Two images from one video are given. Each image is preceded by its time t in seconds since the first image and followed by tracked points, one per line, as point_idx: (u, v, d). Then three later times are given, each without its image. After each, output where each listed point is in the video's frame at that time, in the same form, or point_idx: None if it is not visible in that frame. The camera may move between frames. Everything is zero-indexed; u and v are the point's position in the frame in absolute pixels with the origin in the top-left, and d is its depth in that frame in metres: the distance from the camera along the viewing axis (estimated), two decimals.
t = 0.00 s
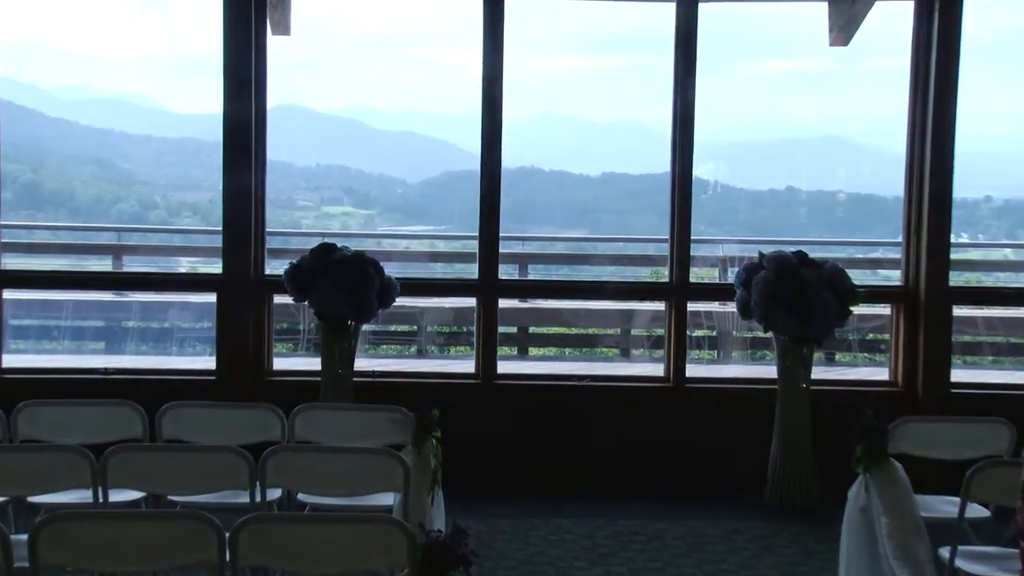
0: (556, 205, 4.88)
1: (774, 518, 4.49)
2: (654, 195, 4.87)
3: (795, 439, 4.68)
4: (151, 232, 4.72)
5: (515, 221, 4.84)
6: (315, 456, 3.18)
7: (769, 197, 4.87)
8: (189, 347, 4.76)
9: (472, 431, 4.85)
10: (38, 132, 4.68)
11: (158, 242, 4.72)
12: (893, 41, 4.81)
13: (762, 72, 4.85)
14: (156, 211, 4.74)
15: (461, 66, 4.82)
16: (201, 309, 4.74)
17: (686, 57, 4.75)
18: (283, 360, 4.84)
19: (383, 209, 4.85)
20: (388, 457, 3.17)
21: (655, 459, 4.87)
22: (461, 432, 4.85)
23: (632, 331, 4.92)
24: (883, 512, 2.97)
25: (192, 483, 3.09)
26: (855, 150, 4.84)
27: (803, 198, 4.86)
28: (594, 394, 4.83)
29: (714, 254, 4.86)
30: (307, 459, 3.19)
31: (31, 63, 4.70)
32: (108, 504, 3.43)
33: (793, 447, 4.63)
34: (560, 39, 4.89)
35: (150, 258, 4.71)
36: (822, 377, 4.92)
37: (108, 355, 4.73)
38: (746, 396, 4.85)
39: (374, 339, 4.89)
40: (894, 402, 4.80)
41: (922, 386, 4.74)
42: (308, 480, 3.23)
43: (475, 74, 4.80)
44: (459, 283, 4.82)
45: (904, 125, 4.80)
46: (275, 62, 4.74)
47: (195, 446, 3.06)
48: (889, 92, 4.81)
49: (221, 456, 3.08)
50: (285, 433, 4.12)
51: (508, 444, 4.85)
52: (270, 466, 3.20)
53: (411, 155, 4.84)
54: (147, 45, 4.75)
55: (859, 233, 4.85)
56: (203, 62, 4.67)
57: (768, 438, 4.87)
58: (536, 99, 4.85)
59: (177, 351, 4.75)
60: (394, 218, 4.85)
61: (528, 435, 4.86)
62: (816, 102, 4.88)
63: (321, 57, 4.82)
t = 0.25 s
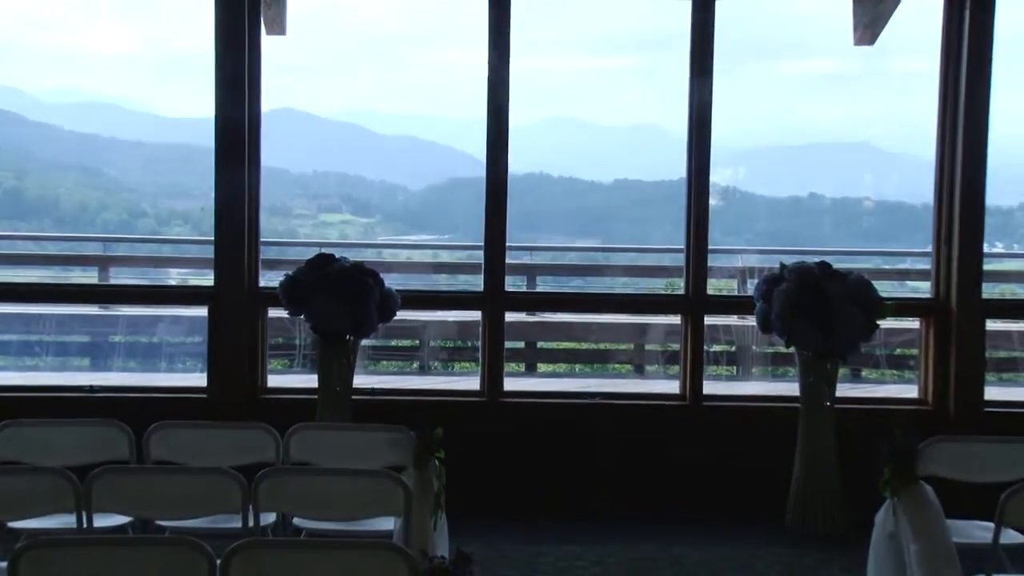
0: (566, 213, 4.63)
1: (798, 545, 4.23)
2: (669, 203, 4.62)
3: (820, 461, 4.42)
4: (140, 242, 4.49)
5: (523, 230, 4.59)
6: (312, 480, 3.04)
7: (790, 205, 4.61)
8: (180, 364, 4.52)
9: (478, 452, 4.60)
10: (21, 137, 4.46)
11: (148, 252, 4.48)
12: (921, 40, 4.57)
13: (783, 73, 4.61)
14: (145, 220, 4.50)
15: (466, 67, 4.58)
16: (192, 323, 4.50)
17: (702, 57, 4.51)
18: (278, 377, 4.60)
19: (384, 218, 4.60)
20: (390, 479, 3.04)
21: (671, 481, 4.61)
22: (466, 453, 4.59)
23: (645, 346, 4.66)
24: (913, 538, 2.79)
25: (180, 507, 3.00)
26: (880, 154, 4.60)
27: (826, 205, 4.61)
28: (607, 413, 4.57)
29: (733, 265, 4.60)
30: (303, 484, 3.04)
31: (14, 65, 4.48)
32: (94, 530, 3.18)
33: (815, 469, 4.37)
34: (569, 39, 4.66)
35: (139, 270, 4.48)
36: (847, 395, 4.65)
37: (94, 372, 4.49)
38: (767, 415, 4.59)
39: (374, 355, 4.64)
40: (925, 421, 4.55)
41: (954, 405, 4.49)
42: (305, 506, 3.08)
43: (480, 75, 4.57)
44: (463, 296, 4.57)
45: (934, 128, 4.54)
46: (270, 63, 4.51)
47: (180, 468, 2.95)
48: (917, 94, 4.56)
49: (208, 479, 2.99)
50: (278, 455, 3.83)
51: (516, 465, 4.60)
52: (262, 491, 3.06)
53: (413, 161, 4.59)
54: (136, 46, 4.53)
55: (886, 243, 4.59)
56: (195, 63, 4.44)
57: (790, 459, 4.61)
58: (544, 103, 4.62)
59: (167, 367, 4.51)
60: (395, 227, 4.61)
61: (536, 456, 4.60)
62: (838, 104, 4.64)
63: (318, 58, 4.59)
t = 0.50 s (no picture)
0: (573, 217, 4.39)
1: (820, 569, 3.97)
2: (681, 207, 4.38)
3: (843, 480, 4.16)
4: (123, 248, 4.26)
5: (527, 235, 4.35)
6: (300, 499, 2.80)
7: (809, 208, 4.38)
8: (164, 377, 4.27)
9: (479, 470, 4.35)
10: None
11: (129, 259, 4.25)
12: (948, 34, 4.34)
13: (799, 73, 4.42)
14: (128, 226, 4.29)
15: (468, 63, 4.35)
16: (176, 334, 4.25)
17: (717, 52, 4.28)
18: (268, 391, 4.34)
19: (380, 222, 4.37)
20: (384, 495, 2.80)
21: (683, 502, 4.35)
22: (467, 471, 4.34)
23: (656, 358, 4.41)
24: (939, 560, 2.79)
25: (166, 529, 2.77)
26: (903, 155, 4.37)
27: (847, 209, 4.38)
28: (615, 429, 4.32)
29: (749, 272, 4.36)
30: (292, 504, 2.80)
31: None
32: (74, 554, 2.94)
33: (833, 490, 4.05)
34: (577, 34, 4.43)
35: (121, 277, 4.23)
36: (870, 410, 4.40)
37: (74, 385, 4.26)
38: (785, 431, 4.34)
39: (370, 367, 4.40)
40: (952, 437, 4.30)
41: (983, 420, 4.24)
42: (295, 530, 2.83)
43: (483, 72, 4.33)
44: (464, 305, 4.32)
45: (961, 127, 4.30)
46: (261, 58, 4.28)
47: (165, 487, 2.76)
48: (943, 91, 4.34)
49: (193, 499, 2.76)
50: (269, 474, 3.53)
51: (519, 484, 4.35)
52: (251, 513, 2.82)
53: (412, 163, 4.36)
54: (119, 42, 4.31)
55: (910, 248, 4.36)
56: (181, 59, 4.22)
57: (810, 478, 4.35)
58: (550, 100, 4.38)
59: (151, 380, 4.27)
60: (392, 232, 4.37)
61: (541, 475, 4.35)
62: (859, 102, 4.44)
63: (313, 53, 4.37)
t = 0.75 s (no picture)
0: (578, 221, 4.17)
1: None
2: (692, 211, 4.13)
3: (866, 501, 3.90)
4: (101, 253, 4.05)
5: (530, 240, 4.12)
6: (286, 519, 2.56)
7: (828, 212, 4.15)
8: (145, 391, 4.04)
9: (479, 488, 4.11)
10: None
11: (109, 265, 4.03)
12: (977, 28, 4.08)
13: (817, 69, 4.19)
14: (106, 229, 4.07)
15: (465, 58, 4.11)
16: (159, 344, 4.02)
17: (730, 44, 4.03)
18: (255, 405, 4.10)
19: (374, 226, 4.14)
20: (375, 514, 2.55)
21: (695, 522, 4.10)
22: (466, 490, 4.11)
23: (667, 370, 4.17)
24: None
25: (147, 552, 2.54)
26: (927, 155, 4.14)
27: (868, 212, 4.15)
28: (623, 445, 4.09)
29: (764, 278, 4.11)
30: (277, 525, 2.56)
31: None
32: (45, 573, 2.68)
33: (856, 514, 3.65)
34: (582, 28, 4.20)
35: (101, 285, 4.02)
36: (893, 424, 4.16)
37: (50, 399, 4.03)
38: (803, 448, 4.08)
39: (364, 379, 4.16)
40: (980, 454, 4.05)
41: (1014, 436, 4.00)
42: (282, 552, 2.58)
43: (482, 68, 4.10)
44: (463, 313, 4.08)
45: (989, 125, 4.07)
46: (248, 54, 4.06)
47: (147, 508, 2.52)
48: (969, 90, 4.10)
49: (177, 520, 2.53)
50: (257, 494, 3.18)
51: (521, 503, 4.11)
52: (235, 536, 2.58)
53: (408, 163, 4.13)
54: (99, 38, 4.11)
55: (934, 254, 4.12)
56: (163, 55, 4.00)
57: (829, 497, 4.10)
58: (554, 98, 4.15)
59: (132, 393, 4.05)
60: (387, 236, 4.15)
61: (545, 494, 4.11)
62: (879, 101, 4.19)
63: (303, 48, 4.15)
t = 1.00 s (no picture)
0: (585, 216, 3.94)
1: None
2: (705, 205, 3.90)
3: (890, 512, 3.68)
4: (80, 249, 3.84)
5: (533, 235, 3.89)
6: (273, 530, 2.33)
7: (850, 206, 3.91)
8: (127, 395, 3.83)
9: (480, 498, 3.88)
10: None
11: (88, 262, 3.83)
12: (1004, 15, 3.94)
13: (838, 55, 3.97)
14: (85, 224, 3.86)
15: (466, 42, 3.88)
16: (141, 346, 3.80)
17: (747, 27, 3.79)
18: (243, 411, 3.87)
19: (370, 221, 3.92)
20: (367, 524, 2.30)
21: (709, 535, 3.86)
22: (466, 500, 3.87)
23: (679, 373, 3.94)
24: None
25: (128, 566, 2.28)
26: (954, 144, 3.94)
27: (892, 206, 3.93)
28: (633, 452, 3.84)
29: (782, 276, 3.88)
30: (265, 536, 2.34)
31: None
32: None
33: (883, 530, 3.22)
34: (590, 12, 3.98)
35: (79, 283, 3.80)
36: (919, 431, 3.91)
37: (26, 404, 3.82)
38: (824, 456, 3.85)
39: (358, 383, 3.93)
40: (1013, 462, 3.82)
41: None
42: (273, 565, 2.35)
43: (484, 53, 3.86)
44: (463, 313, 3.84)
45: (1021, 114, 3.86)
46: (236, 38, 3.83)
47: (130, 517, 2.27)
48: (997, 73, 3.95)
49: (161, 529, 2.27)
50: (243, 505, 2.83)
51: (524, 514, 3.88)
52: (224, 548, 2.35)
53: (403, 154, 3.89)
54: (78, 24, 3.92)
55: (963, 251, 3.92)
56: (145, 40, 3.78)
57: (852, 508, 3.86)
58: (559, 85, 3.92)
59: (113, 397, 3.83)
60: (382, 231, 3.93)
61: (550, 504, 3.88)
62: (906, 86, 3.97)
63: (295, 33, 3.94)
